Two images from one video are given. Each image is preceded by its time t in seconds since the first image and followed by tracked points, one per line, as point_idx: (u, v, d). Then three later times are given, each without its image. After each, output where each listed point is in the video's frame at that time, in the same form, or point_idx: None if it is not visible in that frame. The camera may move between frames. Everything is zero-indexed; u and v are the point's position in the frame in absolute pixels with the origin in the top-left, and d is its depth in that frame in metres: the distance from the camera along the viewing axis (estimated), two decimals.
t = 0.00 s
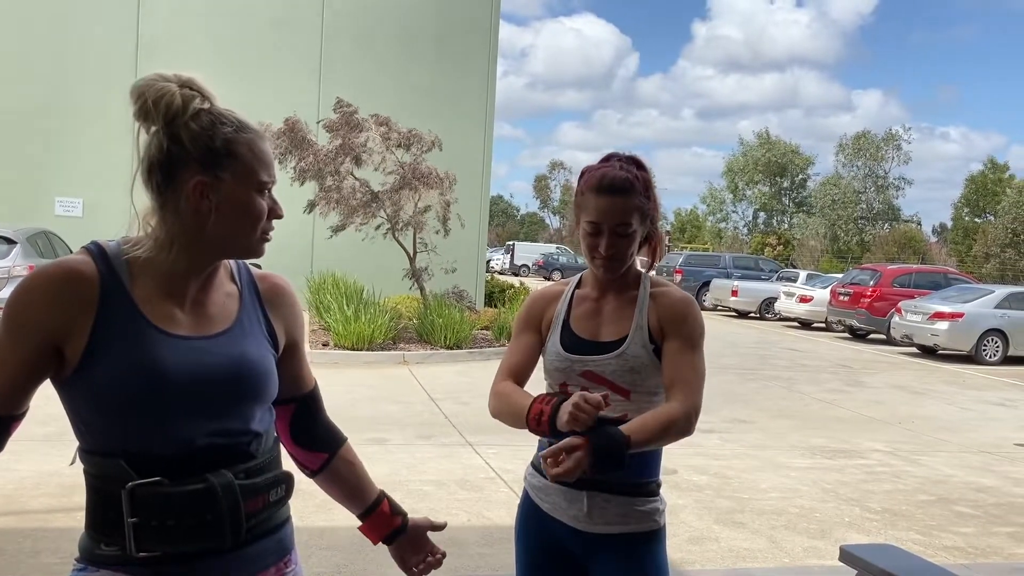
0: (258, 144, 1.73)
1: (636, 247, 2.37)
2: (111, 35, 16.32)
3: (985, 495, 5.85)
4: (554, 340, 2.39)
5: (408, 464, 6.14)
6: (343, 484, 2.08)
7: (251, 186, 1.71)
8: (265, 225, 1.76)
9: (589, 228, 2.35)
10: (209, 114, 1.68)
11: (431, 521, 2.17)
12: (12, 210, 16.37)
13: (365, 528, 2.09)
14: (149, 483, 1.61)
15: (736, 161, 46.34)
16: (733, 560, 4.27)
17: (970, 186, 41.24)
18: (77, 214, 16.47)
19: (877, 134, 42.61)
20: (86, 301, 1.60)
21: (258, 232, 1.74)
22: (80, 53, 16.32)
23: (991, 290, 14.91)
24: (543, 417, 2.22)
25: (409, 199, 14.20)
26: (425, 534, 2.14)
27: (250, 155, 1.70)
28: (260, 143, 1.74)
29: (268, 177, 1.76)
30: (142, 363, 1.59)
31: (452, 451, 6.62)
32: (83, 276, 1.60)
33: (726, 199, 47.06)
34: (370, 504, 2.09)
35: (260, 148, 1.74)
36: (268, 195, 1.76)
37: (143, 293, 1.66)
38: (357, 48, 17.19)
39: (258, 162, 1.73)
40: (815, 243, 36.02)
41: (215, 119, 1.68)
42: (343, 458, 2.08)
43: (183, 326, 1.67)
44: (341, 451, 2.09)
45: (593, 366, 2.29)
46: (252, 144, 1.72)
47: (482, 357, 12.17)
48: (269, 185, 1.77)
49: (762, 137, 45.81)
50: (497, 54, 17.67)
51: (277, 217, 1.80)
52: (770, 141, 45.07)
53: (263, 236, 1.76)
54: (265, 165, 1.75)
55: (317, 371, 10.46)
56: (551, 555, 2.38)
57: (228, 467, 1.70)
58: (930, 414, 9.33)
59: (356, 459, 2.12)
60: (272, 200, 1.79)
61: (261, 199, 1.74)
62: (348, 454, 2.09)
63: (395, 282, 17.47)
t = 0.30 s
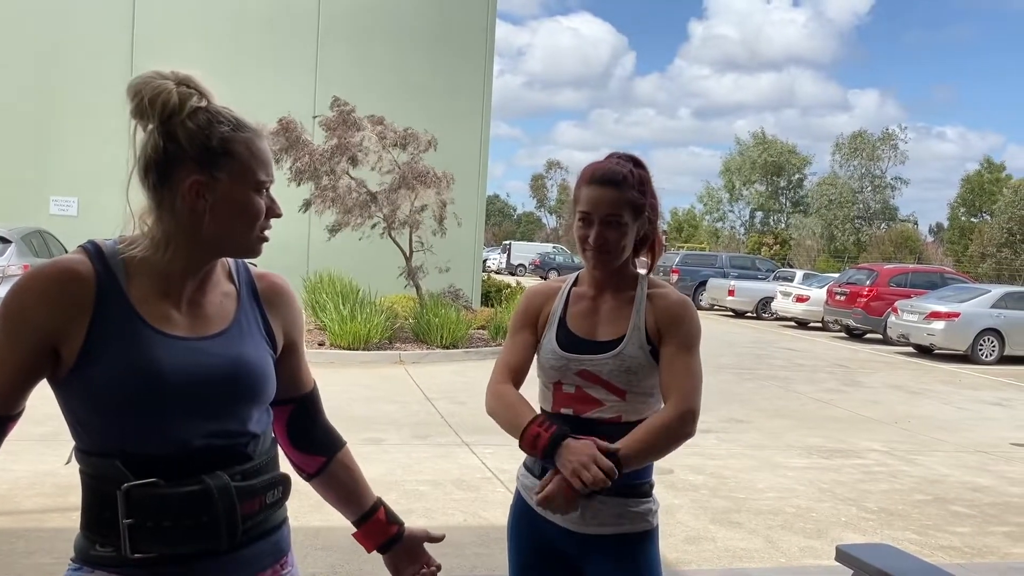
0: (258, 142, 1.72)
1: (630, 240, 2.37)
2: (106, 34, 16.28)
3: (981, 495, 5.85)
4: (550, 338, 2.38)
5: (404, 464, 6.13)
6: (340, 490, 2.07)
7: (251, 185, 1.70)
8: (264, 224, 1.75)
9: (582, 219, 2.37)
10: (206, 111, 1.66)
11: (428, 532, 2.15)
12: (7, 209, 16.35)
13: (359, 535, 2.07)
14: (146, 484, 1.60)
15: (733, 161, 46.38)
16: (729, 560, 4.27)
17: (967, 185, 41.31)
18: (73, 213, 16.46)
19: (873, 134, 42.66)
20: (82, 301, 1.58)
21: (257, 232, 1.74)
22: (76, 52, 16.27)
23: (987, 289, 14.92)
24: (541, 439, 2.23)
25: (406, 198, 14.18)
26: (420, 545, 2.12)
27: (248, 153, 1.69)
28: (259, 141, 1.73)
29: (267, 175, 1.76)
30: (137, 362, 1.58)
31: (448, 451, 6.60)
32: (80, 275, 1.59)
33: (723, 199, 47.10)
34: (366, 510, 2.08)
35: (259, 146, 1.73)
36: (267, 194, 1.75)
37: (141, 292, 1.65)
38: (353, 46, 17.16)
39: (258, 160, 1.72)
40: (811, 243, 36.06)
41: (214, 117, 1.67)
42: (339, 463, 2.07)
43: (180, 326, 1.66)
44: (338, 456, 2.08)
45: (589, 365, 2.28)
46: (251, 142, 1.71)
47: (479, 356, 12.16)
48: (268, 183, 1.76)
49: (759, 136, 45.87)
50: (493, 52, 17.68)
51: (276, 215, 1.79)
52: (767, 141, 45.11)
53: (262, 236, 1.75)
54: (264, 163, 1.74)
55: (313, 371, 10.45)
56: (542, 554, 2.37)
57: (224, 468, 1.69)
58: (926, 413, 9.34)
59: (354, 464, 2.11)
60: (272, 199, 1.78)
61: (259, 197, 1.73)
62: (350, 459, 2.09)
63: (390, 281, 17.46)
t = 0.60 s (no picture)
0: (259, 144, 1.72)
1: (621, 237, 2.39)
2: (103, 34, 16.26)
3: (977, 494, 5.86)
4: (544, 338, 2.39)
5: (401, 464, 6.13)
6: (332, 490, 2.07)
7: (251, 187, 1.70)
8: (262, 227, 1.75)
9: (573, 216, 2.40)
10: (209, 113, 1.66)
11: (416, 533, 2.15)
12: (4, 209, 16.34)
13: (348, 535, 2.07)
14: (144, 485, 1.60)
15: (730, 161, 46.43)
16: (726, 559, 4.27)
17: (964, 185, 41.39)
18: (70, 213, 16.45)
19: (871, 134, 42.71)
20: (79, 301, 1.58)
21: (256, 235, 1.73)
22: (74, 51, 16.27)
23: (984, 289, 14.95)
24: (536, 436, 2.25)
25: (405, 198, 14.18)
26: (408, 546, 2.12)
27: (249, 155, 1.70)
28: (261, 144, 1.73)
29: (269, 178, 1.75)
30: (135, 363, 1.58)
31: (445, 450, 6.60)
32: (80, 274, 1.60)
33: (720, 199, 47.14)
34: (357, 510, 2.08)
35: (261, 148, 1.73)
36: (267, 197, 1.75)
37: (140, 292, 1.65)
38: (351, 46, 17.16)
39: (259, 163, 1.72)
40: (809, 243, 36.11)
41: (217, 120, 1.67)
42: (331, 463, 2.07)
43: (180, 326, 1.66)
44: (332, 456, 2.08)
45: (582, 366, 2.29)
46: (253, 143, 1.71)
47: (476, 356, 12.16)
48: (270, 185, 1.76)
49: (757, 136, 45.91)
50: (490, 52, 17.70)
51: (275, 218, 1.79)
52: (765, 141, 45.17)
53: (261, 238, 1.75)
54: (265, 165, 1.73)
55: (311, 370, 10.44)
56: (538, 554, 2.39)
57: (222, 468, 1.70)
58: (922, 412, 9.36)
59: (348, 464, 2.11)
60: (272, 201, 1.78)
61: (260, 199, 1.73)
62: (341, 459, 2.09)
63: (388, 280, 17.46)
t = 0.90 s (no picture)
0: (256, 146, 1.73)
1: (615, 234, 2.42)
2: (103, 34, 16.27)
3: (976, 493, 5.87)
4: (538, 342, 2.42)
5: (400, 463, 6.14)
6: (335, 486, 2.07)
7: (247, 189, 1.71)
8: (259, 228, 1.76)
9: (568, 212, 2.43)
10: (207, 113, 1.67)
11: (421, 529, 2.16)
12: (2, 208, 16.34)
13: (353, 532, 2.08)
14: (141, 484, 1.61)
15: (729, 161, 46.44)
16: (724, 558, 4.28)
17: (962, 185, 41.41)
18: (69, 213, 16.45)
19: (870, 134, 42.73)
20: (75, 300, 1.59)
21: (252, 236, 1.74)
22: (74, 51, 16.27)
23: (982, 288, 14.96)
24: (536, 449, 2.27)
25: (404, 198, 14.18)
26: (414, 541, 2.13)
27: (246, 156, 1.70)
28: (258, 144, 1.74)
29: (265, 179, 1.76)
30: (131, 362, 1.59)
31: (444, 450, 6.61)
32: (76, 273, 1.60)
33: (719, 199, 47.17)
34: (360, 506, 2.08)
35: (258, 149, 1.74)
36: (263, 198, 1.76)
37: (136, 291, 1.65)
38: (350, 45, 17.16)
39: (256, 164, 1.72)
40: (808, 242, 36.12)
41: (214, 120, 1.67)
42: (333, 460, 2.07)
43: (176, 325, 1.66)
44: (334, 451, 2.09)
45: (576, 369, 2.32)
46: (251, 144, 1.72)
47: (475, 356, 12.17)
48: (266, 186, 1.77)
49: (755, 136, 45.94)
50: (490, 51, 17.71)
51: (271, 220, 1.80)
52: (764, 141, 45.19)
53: (257, 239, 1.75)
54: (262, 166, 1.74)
55: (311, 370, 10.45)
56: (537, 553, 2.41)
57: (218, 467, 1.70)
58: (921, 411, 9.37)
59: (350, 461, 2.11)
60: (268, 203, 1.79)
61: (256, 200, 1.73)
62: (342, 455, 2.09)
63: (387, 279, 17.46)
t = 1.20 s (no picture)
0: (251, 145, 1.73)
1: (609, 232, 2.43)
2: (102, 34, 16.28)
3: (975, 493, 5.86)
4: (536, 344, 2.43)
5: (399, 464, 6.14)
6: (335, 484, 2.07)
7: (243, 190, 1.71)
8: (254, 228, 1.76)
9: (562, 211, 2.45)
10: (203, 113, 1.67)
11: (421, 527, 2.15)
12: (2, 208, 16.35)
13: (351, 530, 2.07)
14: (136, 485, 1.60)
15: (729, 160, 46.43)
16: (723, 558, 4.27)
17: (963, 185, 41.40)
18: (68, 213, 16.47)
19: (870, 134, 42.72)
20: (71, 300, 1.59)
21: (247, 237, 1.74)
22: (74, 52, 16.30)
23: (982, 288, 14.95)
24: (533, 454, 2.26)
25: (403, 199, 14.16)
26: (413, 540, 2.13)
27: (240, 157, 1.70)
28: (253, 146, 1.74)
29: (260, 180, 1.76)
30: (126, 363, 1.59)
31: (444, 450, 6.61)
32: (72, 274, 1.60)
33: (719, 199, 47.16)
34: (359, 504, 2.08)
35: (252, 150, 1.74)
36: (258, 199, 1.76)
37: (132, 291, 1.65)
38: (349, 45, 17.16)
39: (251, 165, 1.72)
40: (808, 242, 36.10)
41: (209, 121, 1.67)
42: (331, 459, 2.07)
43: (172, 325, 1.66)
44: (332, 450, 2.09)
45: (576, 370, 2.32)
46: (246, 145, 1.72)
47: (475, 356, 12.16)
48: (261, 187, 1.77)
49: (755, 136, 45.94)
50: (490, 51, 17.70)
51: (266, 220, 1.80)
52: (764, 141, 45.19)
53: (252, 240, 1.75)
54: (257, 167, 1.74)
55: (311, 371, 10.45)
56: (540, 554, 2.42)
57: (214, 467, 1.70)
58: (920, 411, 9.36)
59: (349, 459, 2.11)
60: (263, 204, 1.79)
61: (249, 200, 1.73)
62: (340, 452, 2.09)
63: (386, 280, 17.46)
